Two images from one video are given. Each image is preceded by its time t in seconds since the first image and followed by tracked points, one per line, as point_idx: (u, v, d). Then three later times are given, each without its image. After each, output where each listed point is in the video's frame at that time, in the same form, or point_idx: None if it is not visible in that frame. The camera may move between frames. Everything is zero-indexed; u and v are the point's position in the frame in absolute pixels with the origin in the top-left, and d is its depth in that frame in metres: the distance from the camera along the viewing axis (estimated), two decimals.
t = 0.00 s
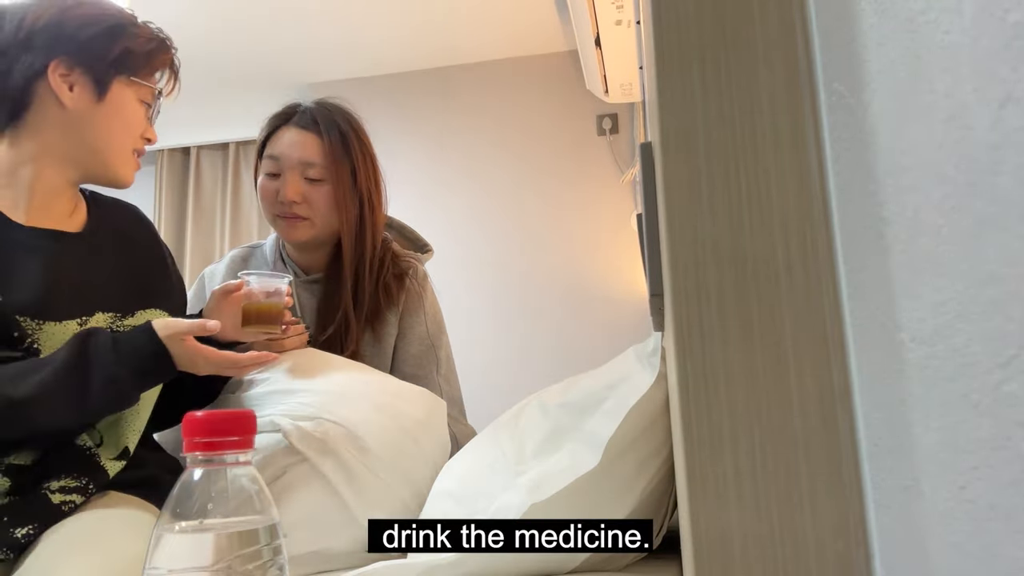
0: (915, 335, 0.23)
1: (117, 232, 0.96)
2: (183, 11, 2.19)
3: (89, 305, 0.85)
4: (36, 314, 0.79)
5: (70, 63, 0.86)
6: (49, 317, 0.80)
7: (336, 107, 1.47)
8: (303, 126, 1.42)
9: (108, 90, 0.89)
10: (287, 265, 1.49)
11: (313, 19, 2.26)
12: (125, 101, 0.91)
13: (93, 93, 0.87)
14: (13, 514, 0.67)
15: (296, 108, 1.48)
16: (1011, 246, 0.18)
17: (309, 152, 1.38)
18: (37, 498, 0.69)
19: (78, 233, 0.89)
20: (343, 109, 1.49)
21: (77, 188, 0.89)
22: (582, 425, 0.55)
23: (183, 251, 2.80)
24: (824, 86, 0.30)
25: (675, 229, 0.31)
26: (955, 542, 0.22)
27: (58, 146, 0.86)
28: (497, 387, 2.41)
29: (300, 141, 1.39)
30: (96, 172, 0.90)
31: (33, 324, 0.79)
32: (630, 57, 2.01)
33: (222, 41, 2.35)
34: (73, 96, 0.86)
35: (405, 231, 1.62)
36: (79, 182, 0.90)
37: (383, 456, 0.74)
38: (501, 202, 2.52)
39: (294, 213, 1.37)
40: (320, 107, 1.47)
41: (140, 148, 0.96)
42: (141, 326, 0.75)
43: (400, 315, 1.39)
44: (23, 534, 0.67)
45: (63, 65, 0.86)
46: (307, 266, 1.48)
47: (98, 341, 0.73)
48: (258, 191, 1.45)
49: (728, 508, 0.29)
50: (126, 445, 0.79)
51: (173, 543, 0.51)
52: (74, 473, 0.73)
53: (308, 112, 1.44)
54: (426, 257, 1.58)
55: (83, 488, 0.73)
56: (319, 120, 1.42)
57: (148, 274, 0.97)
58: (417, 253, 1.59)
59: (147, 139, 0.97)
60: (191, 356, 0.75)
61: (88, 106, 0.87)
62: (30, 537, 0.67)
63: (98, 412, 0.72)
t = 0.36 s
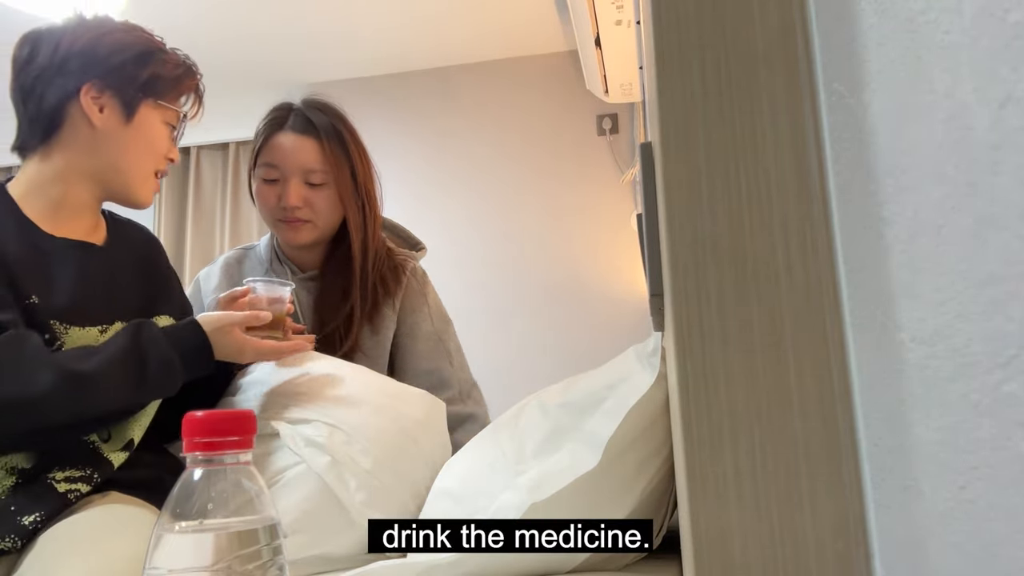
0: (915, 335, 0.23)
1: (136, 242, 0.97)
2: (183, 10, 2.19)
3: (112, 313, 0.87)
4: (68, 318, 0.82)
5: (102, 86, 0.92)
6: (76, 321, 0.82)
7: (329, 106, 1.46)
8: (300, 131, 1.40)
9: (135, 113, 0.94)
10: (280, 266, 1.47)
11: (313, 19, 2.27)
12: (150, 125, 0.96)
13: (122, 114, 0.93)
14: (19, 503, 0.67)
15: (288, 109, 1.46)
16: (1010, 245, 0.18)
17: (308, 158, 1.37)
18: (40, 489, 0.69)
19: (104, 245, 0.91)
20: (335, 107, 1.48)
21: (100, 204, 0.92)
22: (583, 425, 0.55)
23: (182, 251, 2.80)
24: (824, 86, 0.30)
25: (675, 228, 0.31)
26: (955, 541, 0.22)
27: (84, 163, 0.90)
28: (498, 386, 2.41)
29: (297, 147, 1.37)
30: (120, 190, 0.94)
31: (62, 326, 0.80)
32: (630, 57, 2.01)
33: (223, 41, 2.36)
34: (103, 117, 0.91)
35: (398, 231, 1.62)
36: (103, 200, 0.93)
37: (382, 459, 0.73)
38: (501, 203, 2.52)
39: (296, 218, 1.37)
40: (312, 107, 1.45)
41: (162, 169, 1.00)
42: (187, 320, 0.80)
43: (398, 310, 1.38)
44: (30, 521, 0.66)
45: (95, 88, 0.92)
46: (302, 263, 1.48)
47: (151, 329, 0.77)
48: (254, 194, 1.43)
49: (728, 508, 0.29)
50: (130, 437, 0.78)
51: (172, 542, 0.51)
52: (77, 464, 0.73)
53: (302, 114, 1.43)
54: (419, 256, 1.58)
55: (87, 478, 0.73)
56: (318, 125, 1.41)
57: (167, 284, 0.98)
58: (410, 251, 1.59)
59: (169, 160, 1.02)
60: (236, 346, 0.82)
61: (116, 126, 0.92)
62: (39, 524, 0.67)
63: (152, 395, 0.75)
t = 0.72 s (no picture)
0: (916, 334, 0.23)
1: (145, 247, 0.98)
2: (182, 10, 2.19)
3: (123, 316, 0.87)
4: (82, 322, 0.82)
5: (125, 97, 0.93)
6: (89, 323, 0.83)
7: (327, 111, 1.47)
8: (301, 138, 1.40)
9: (156, 123, 0.96)
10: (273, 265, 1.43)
11: (313, 19, 2.27)
12: (170, 134, 0.98)
13: (144, 124, 0.94)
14: (20, 497, 0.67)
15: (287, 113, 1.47)
16: (1010, 245, 0.18)
17: (308, 166, 1.38)
18: (41, 486, 0.68)
19: (116, 250, 0.92)
20: (333, 113, 1.49)
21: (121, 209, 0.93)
22: (582, 424, 0.55)
23: (182, 250, 2.80)
24: (824, 87, 0.30)
25: (675, 228, 0.31)
26: (955, 542, 0.22)
27: (106, 170, 0.91)
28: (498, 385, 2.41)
29: (296, 155, 1.38)
30: (139, 196, 0.95)
31: (74, 329, 0.81)
32: (630, 57, 2.01)
33: (223, 41, 2.36)
34: (126, 126, 0.93)
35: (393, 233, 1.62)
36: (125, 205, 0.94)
37: (382, 455, 0.73)
38: (501, 202, 2.52)
39: (295, 224, 1.37)
40: (311, 112, 1.47)
41: (181, 177, 1.02)
42: (198, 320, 0.80)
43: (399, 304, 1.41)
44: (30, 518, 0.66)
45: (118, 99, 0.93)
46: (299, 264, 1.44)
47: (166, 326, 0.77)
48: (254, 201, 1.43)
49: (729, 508, 0.29)
50: (132, 437, 0.78)
51: (172, 542, 0.52)
52: (78, 463, 0.73)
53: (301, 119, 1.44)
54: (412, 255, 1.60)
55: (88, 476, 0.72)
56: (318, 131, 1.42)
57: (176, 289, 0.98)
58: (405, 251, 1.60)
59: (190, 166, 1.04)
60: (249, 346, 0.84)
61: (139, 135, 0.94)
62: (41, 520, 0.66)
63: (168, 392, 0.75)
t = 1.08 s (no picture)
0: (916, 335, 0.23)
1: (146, 252, 0.97)
2: (182, 9, 2.19)
3: (124, 323, 0.88)
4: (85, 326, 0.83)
5: (134, 103, 0.94)
6: (92, 327, 0.83)
7: (327, 115, 1.47)
8: (301, 138, 1.40)
9: (165, 129, 0.96)
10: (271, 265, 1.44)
11: (313, 19, 2.27)
12: (179, 140, 0.98)
13: (153, 130, 0.95)
14: (20, 498, 0.66)
15: (287, 115, 1.47)
16: (1010, 246, 0.18)
17: (307, 167, 1.37)
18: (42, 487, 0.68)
19: (120, 255, 0.92)
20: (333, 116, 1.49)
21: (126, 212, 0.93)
22: (581, 425, 0.54)
23: (181, 250, 2.80)
24: (825, 87, 0.30)
25: (675, 228, 0.31)
26: (954, 542, 0.22)
27: (114, 173, 0.92)
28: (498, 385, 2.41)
29: (295, 156, 1.37)
30: (144, 200, 0.96)
31: (77, 333, 0.81)
32: (630, 57, 2.01)
33: (223, 41, 2.36)
34: (134, 131, 0.93)
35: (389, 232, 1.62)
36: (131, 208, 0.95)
37: (383, 456, 0.73)
38: (501, 202, 2.52)
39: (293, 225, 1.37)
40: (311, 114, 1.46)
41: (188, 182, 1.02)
42: (199, 326, 0.81)
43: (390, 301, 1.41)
44: (29, 518, 0.65)
45: (128, 105, 0.93)
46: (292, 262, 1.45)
47: (167, 331, 0.78)
48: (252, 200, 1.42)
49: (728, 507, 0.29)
50: (133, 441, 0.79)
51: (172, 542, 0.52)
52: (78, 464, 0.72)
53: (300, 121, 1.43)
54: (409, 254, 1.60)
55: (87, 477, 0.72)
56: (318, 133, 1.41)
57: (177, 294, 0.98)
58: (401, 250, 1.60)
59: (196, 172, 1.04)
60: (250, 352, 0.83)
61: (148, 141, 0.94)
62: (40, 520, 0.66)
63: (169, 396, 0.75)
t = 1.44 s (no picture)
0: (915, 334, 0.23)
1: (139, 255, 0.98)
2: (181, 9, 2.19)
3: (119, 326, 0.88)
4: (79, 329, 0.83)
5: (138, 109, 0.94)
6: (86, 330, 0.84)
7: (324, 117, 1.47)
8: (298, 141, 1.40)
9: (167, 136, 0.96)
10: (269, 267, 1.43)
11: (313, 19, 2.26)
12: (179, 147, 0.98)
13: (155, 136, 0.95)
14: (17, 499, 0.66)
15: (282, 118, 1.47)
16: (1010, 246, 0.18)
17: (304, 169, 1.38)
18: (39, 489, 0.68)
19: (115, 258, 0.92)
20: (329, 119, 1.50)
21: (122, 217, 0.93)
22: (581, 425, 0.54)
23: (181, 249, 2.80)
24: (825, 86, 0.30)
25: (676, 228, 0.31)
26: (954, 543, 0.22)
27: (112, 178, 0.91)
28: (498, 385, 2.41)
29: (293, 158, 1.38)
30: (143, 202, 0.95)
31: (72, 336, 0.82)
32: (630, 57, 2.01)
33: (223, 41, 2.36)
34: (136, 137, 0.93)
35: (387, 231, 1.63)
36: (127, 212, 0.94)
37: (383, 456, 0.73)
38: (501, 202, 2.52)
39: (291, 228, 1.37)
40: (307, 116, 1.47)
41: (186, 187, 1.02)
42: (192, 333, 0.80)
43: (387, 300, 1.42)
44: (25, 519, 0.65)
45: (131, 110, 0.93)
46: (291, 266, 1.44)
47: (160, 338, 0.77)
48: (249, 204, 1.42)
49: (728, 507, 0.29)
50: (130, 441, 0.79)
51: (172, 542, 0.52)
52: (75, 465, 0.72)
53: (297, 122, 1.44)
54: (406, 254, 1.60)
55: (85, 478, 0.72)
56: (315, 135, 1.42)
57: (168, 297, 0.99)
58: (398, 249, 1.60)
59: (194, 180, 1.04)
60: (244, 359, 0.82)
61: (150, 147, 0.94)
62: (37, 520, 0.66)
63: (163, 404, 0.75)
